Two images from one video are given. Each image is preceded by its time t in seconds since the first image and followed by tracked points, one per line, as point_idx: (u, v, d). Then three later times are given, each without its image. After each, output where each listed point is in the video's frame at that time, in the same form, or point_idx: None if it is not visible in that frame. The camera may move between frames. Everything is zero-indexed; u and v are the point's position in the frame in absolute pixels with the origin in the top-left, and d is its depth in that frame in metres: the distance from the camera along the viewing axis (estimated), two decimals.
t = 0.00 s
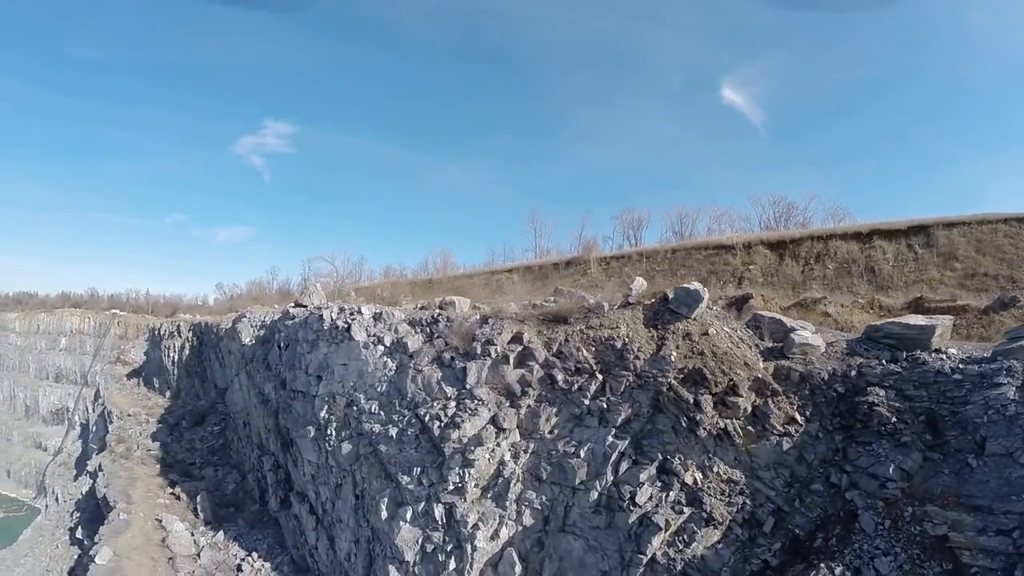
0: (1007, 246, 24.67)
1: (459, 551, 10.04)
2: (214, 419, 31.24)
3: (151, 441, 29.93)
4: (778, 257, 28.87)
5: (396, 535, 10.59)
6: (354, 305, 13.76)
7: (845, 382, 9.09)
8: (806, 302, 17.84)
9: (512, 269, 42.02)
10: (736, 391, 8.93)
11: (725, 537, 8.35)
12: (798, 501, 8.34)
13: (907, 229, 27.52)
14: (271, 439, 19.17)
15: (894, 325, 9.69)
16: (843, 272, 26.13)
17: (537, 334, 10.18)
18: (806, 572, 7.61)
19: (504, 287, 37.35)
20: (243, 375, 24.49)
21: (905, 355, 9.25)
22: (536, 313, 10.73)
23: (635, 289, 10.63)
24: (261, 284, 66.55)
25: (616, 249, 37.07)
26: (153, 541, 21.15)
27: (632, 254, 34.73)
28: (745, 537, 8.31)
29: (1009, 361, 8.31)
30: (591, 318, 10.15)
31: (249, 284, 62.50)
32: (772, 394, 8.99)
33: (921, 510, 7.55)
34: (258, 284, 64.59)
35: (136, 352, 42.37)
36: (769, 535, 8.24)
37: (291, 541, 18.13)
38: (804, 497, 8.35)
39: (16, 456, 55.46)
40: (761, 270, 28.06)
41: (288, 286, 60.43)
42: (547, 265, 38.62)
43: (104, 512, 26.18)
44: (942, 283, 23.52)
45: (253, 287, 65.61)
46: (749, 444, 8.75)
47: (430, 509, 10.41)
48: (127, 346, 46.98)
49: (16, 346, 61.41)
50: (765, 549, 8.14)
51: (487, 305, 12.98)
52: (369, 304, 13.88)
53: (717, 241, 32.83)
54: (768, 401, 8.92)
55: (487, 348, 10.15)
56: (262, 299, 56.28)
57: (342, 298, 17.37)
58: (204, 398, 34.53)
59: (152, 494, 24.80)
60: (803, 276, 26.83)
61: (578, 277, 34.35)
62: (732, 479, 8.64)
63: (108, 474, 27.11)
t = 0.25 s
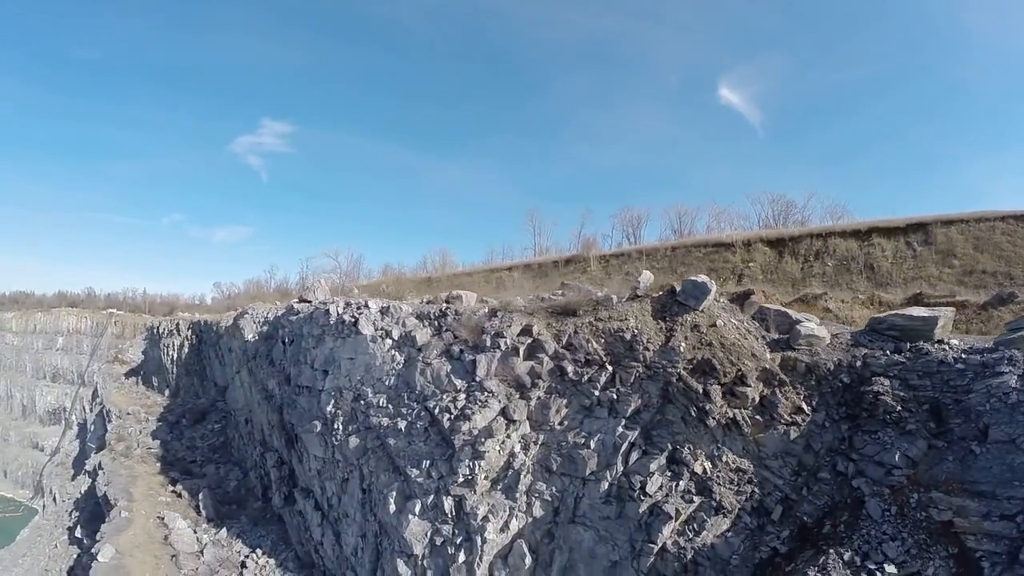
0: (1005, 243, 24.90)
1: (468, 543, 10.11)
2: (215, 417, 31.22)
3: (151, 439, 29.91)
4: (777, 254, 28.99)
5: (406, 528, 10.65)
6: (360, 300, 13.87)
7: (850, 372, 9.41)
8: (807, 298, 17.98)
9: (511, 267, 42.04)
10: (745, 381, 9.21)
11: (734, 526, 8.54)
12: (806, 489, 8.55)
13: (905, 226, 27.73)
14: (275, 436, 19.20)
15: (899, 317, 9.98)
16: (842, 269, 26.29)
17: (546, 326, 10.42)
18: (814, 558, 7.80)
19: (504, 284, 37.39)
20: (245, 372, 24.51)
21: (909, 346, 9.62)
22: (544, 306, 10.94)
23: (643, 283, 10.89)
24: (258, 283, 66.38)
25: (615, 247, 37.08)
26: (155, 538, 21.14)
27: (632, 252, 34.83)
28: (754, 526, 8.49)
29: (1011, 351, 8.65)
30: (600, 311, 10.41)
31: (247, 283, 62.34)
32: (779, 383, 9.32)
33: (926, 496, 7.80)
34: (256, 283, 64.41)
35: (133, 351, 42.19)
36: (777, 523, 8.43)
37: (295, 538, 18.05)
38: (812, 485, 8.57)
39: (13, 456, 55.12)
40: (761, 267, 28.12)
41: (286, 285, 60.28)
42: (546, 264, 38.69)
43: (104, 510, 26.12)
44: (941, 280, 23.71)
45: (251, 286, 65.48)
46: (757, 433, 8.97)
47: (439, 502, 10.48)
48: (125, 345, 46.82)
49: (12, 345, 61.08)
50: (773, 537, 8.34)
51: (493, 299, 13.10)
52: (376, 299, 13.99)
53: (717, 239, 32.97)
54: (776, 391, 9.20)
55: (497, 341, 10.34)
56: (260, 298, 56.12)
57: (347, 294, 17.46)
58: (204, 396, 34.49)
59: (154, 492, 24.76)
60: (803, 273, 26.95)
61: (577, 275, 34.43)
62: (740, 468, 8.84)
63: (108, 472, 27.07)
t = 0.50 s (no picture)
0: (1000, 241, 25.17)
1: (476, 536, 10.16)
2: (213, 415, 31.14)
3: (149, 438, 29.79)
4: (775, 252, 29.10)
5: (413, 523, 10.72)
6: (365, 296, 13.95)
7: (853, 363, 9.74)
8: (806, 294, 18.16)
9: (509, 266, 42.04)
10: (750, 372, 9.51)
11: (742, 515, 8.90)
12: (811, 478, 8.93)
13: (902, 225, 27.97)
14: (276, 433, 19.18)
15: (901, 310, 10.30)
16: (840, 267, 26.47)
17: (553, 321, 10.61)
18: (822, 544, 8.08)
19: (503, 283, 37.41)
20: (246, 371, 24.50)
21: (911, 338, 9.99)
22: (550, 300, 11.13)
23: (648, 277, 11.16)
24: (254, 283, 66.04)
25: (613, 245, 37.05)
26: (155, 536, 21.09)
27: (630, 251, 34.94)
28: (761, 514, 8.86)
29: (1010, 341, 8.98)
30: (606, 305, 10.63)
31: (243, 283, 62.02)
32: (784, 374, 9.70)
33: (930, 484, 8.11)
34: (251, 282, 64.08)
35: (129, 351, 42.71)
36: (784, 512, 8.81)
37: (298, 535, 18.00)
38: (817, 474, 8.94)
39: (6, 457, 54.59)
40: (759, 265, 28.16)
41: (283, 285, 60.00)
42: (545, 263, 38.73)
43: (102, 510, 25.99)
44: (937, 278, 23.95)
45: (247, 286, 65.26)
46: (763, 424, 9.33)
47: (446, 496, 10.56)
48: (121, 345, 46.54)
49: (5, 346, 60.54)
50: (780, 526, 8.71)
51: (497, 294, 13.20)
52: (380, 295, 14.07)
53: (715, 237, 33.11)
54: (781, 382, 9.56)
55: (504, 334, 10.47)
56: (256, 297, 55.89)
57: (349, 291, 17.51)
58: (202, 395, 34.38)
59: (153, 491, 24.66)
60: (801, 271, 27.08)
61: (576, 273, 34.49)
62: (746, 459, 9.17)
63: (106, 471, 26.94)
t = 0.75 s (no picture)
0: (998, 239, 25.38)
1: (486, 528, 10.26)
2: (215, 413, 31.12)
3: (150, 436, 29.75)
4: (775, 249, 29.17)
5: (422, 515, 10.82)
6: (372, 290, 14.06)
7: (858, 354, 10.09)
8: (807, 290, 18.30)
9: (509, 264, 42.06)
10: (758, 362, 9.90)
11: (750, 504, 9.16)
12: (819, 467, 9.23)
13: (901, 223, 28.14)
14: (281, 429, 19.24)
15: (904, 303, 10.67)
16: (840, 264, 26.62)
17: (562, 313, 10.91)
18: (831, 530, 8.36)
19: (503, 281, 37.47)
20: (249, 368, 24.54)
21: (914, 329, 10.33)
22: (559, 293, 11.43)
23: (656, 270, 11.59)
24: (252, 281, 65.77)
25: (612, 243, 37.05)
26: (159, 533, 21.09)
27: (630, 249, 35.04)
28: (770, 503, 9.14)
29: (1011, 332, 9.31)
30: (614, 297, 10.95)
31: (241, 282, 61.84)
32: (791, 365, 10.05)
33: (935, 471, 8.37)
34: (249, 281, 63.87)
35: (126, 350, 42.74)
36: (792, 500, 9.09)
37: (303, 530, 18.00)
38: (825, 463, 9.24)
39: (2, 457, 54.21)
40: (759, 262, 28.19)
41: (281, 284, 59.80)
42: (545, 260, 38.78)
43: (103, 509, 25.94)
44: (936, 274, 24.13)
45: (245, 285, 65.13)
46: (771, 413, 9.69)
47: (456, 488, 10.67)
48: (119, 344, 46.38)
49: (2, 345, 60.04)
50: (789, 513, 8.98)
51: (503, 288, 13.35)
52: (387, 289, 14.18)
53: (715, 235, 33.20)
54: (788, 372, 9.93)
55: (514, 327, 10.81)
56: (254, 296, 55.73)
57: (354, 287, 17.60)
58: (202, 393, 34.33)
59: (155, 488, 24.65)
60: (801, 268, 27.18)
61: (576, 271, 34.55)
62: (755, 448, 9.49)
63: (107, 469, 26.88)
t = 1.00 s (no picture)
0: (1000, 236, 25.52)
1: (499, 521, 10.38)
2: (219, 411, 31.15)
3: (154, 434, 29.78)
4: (778, 247, 29.22)
5: (434, 509, 10.89)
6: (381, 285, 14.17)
7: (866, 346, 10.27)
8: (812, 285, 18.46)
9: (511, 263, 42.11)
10: (768, 354, 10.11)
11: (762, 494, 9.33)
12: (829, 457, 9.38)
13: (903, 221, 28.25)
14: (288, 425, 19.31)
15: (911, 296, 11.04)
16: (843, 262, 26.71)
17: (574, 307, 11.10)
18: (842, 518, 8.47)
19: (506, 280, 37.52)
20: (255, 365, 24.64)
21: (921, 322, 10.50)
22: (571, 287, 11.66)
23: (666, 265, 11.80)
24: (253, 282, 65.76)
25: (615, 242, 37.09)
26: (165, 530, 21.12)
27: (633, 247, 35.11)
28: (781, 493, 9.30)
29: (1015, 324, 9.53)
30: (626, 291, 11.14)
31: (242, 282, 61.90)
32: (801, 357, 10.25)
33: (943, 460, 8.52)
34: (250, 281, 63.87)
35: (128, 350, 42.76)
36: (803, 489, 9.24)
37: (311, 527, 18.02)
38: (835, 453, 9.40)
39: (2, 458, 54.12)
40: (762, 260, 28.23)
41: (282, 284, 59.83)
42: (547, 259, 38.87)
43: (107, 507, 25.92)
44: (939, 272, 24.24)
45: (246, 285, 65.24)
46: (781, 404, 9.88)
47: (468, 482, 10.75)
48: (121, 344, 46.36)
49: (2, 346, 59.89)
50: (800, 503, 9.11)
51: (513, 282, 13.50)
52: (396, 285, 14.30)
53: (717, 233, 33.28)
54: (798, 363, 10.15)
55: (526, 320, 10.97)
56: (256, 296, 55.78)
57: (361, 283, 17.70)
58: (205, 392, 34.35)
59: (160, 486, 24.67)
60: (804, 265, 27.25)
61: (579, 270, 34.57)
62: (766, 439, 9.64)
63: (111, 468, 26.88)
